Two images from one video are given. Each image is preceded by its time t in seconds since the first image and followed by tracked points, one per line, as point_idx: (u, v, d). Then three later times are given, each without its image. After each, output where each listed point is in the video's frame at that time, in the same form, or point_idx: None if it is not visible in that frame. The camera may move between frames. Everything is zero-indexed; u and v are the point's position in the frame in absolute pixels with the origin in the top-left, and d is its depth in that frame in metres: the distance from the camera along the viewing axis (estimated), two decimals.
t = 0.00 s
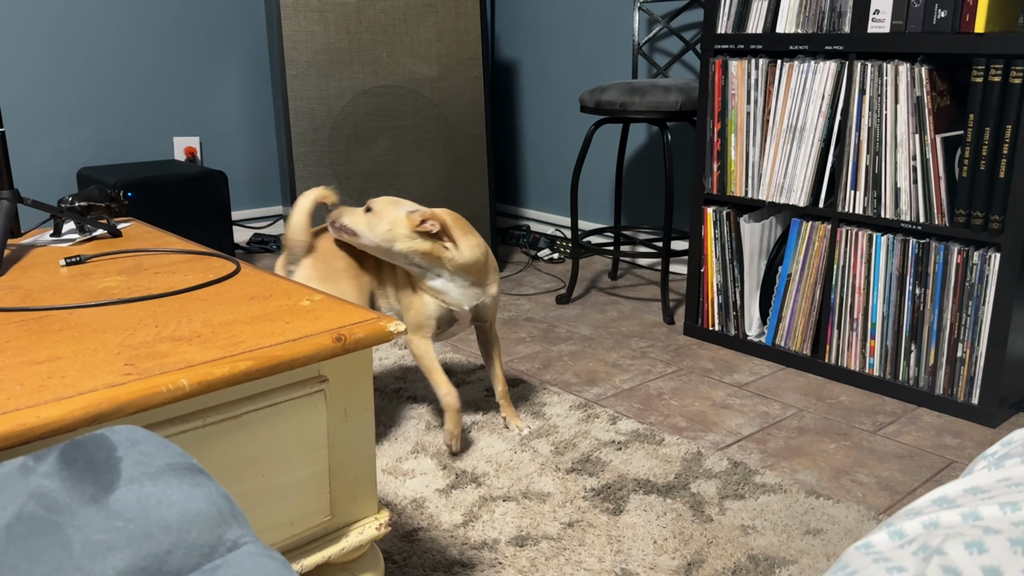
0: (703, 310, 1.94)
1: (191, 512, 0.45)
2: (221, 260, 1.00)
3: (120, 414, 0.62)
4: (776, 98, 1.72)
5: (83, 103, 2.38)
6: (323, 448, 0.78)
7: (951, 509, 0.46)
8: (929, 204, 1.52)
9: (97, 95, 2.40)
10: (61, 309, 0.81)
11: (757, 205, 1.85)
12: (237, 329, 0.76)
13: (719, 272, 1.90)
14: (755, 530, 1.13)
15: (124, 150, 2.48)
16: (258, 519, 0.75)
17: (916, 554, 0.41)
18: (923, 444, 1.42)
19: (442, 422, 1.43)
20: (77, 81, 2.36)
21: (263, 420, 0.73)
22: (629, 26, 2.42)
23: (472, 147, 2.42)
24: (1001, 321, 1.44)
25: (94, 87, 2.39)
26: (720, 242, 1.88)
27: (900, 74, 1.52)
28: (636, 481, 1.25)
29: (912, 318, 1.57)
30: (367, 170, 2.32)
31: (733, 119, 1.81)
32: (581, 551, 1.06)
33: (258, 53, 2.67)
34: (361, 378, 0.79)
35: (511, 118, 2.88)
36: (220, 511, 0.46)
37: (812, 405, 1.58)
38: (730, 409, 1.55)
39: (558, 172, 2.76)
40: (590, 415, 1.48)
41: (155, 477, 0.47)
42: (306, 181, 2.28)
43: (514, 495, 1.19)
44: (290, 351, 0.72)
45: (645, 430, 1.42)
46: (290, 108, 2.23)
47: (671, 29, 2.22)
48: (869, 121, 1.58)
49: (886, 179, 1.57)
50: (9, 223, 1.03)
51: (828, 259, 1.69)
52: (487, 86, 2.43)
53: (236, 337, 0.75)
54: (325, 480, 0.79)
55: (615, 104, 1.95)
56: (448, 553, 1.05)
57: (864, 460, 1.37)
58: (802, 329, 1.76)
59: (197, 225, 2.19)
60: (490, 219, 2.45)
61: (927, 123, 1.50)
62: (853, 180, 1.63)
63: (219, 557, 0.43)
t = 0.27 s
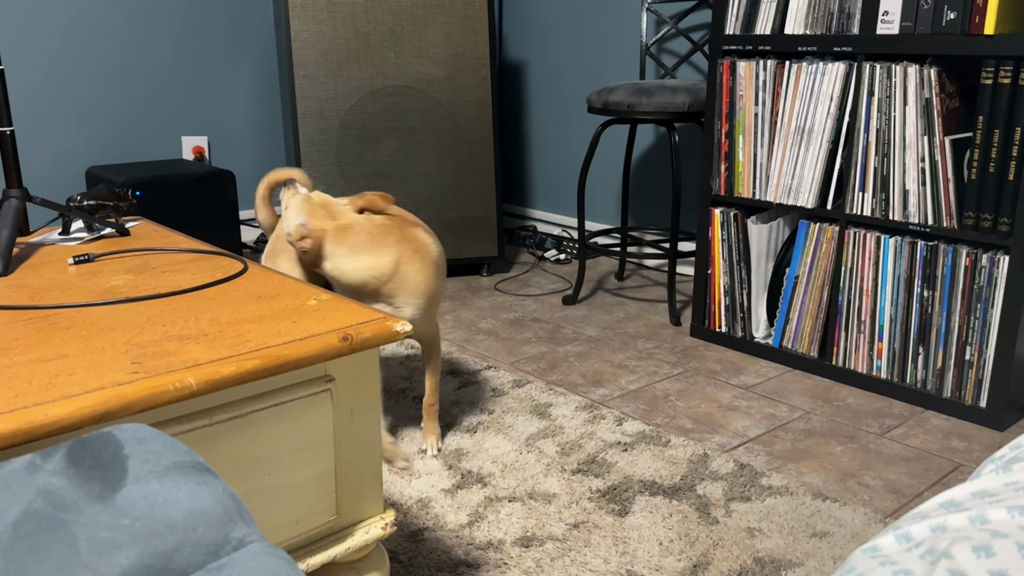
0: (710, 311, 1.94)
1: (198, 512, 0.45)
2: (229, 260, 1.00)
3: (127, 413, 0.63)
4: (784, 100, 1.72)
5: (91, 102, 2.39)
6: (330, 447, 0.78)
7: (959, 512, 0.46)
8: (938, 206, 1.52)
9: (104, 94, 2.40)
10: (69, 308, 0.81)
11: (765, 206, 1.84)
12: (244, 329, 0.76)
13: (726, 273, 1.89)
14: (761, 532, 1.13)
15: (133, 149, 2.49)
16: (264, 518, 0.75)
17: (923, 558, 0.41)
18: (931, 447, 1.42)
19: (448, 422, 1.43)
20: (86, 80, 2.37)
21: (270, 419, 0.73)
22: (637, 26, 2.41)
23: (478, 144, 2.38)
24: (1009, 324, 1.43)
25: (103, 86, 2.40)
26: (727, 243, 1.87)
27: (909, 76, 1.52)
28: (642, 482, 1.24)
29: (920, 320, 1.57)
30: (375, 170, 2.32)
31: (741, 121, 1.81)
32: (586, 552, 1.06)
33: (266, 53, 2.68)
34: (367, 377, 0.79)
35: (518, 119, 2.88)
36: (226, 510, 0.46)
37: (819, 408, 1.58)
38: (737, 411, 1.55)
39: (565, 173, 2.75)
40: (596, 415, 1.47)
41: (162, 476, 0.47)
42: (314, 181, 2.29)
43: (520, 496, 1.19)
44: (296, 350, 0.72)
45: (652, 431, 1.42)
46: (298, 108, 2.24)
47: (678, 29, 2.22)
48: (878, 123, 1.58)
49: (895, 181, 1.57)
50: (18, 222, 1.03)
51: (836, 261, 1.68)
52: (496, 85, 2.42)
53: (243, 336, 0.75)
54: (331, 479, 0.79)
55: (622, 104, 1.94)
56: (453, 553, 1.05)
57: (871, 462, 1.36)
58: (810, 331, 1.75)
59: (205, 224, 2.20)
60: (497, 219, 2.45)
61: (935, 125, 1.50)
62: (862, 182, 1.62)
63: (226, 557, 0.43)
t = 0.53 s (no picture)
0: (717, 310, 1.93)
1: (203, 508, 0.44)
2: (234, 256, 1.00)
3: (131, 409, 0.62)
4: (793, 97, 1.71)
5: (98, 99, 2.39)
6: (335, 445, 0.77)
7: (976, 514, 0.45)
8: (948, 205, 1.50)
9: (111, 90, 2.40)
10: (75, 303, 0.81)
11: (773, 205, 1.83)
12: (250, 325, 0.76)
13: (734, 273, 1.88)
14: (769, 533, 1.12)
15: (140, 146, 2.49)
16: (270, 517, 0.74)
17: (940, 560, 0.40)
18: (940, 447, 1.41)
19: (454, 420, 1.43)
20: (93, 77, 2.37)
21: (275, 417, 0.73)
22: (645, 24, 2.40)
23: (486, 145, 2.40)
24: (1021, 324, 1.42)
25: (111, 83, 2.40)
26: (735, 242, 1.86)
27: (920, 74, 1.50)
28: (649, 482, 1.24)
29: (930, 320, 1.56)
30: (381, 167, 2.32)
31: (750, 119, 1.80)
32: (593, 552, 1.06)
33: (273, 51, 2.68)
34: (374, 375, 0.79)
35: (525, 117, 2.88)
36: (231, 507, 0.45)
37: (828, 407, 1.57)
38: (745, 411, 1.54)
39: (572, 171, 2.75)
40: (603, 415, 1.47)
41: (167, 473, 0.47)
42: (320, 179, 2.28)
43: (526, 495, 1.18)
44: (302, 347, 0.72)
45: (658, 430, 1.41)
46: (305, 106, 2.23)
47: (687, 27, 2.21)
48: (888, 121, 1.56)
49: (905, 179, 1.56)
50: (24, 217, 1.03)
51: (845, 260, 1.67)
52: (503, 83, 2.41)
53: (248, 332, 0.74)
54: (337, 477, 0.78)
55: (630, 102, 1.93)
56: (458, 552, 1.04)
57: (880, 463, 1.35)
58: (818, 331, 1.74)
59: (211, 221, 2.20)
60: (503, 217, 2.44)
61: (946, 123, 1.49)
62: (871, 180, 1.61)
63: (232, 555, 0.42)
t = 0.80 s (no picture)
0: (722, 313, 1.92)
1: (196, 526, 0.44)
2: (235, 261, 0.99)
3: (128, 419, 0.62)
4: (799, 100, 1.70)
5: (102, 98, 2.39)
6: (334, 454, 0.77)
7: (982, 535, 0.44)
8: (955, 209, 1.49)
9: (115, 89, 2.40)
10: (74, 309, 0.80)
11: (778, 207, 1.82)
12: (249, 333, 0.75)
13: (738, 275, 1.87)
14: (772, 541, 1.11)
15: (143, 145, 2.49)
16: (268, 527, 0.73)
17: None
18: (946, 453, 1.39)
19: (455, 424, 1.42)
20: (97, 76, 2.36)
21: (274, 426, 0.72)
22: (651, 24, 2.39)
23: (490, 145, 2.39)
24: None
25: (115, 82, 2.40)
26: (740, 244, 1.85)
27: (927, 76, 1.49)
28: (652, 488, 1.23)
29: (936, 325, 1.54)
30: (385, 168, 2.31)
31: (755, 121, 1.79)
32: (595, 560, 1.05)
33: (277, 50, 2.67)
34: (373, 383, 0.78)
35: (529, 116, 2.87)
36: (224, 525, 0.45)
37: (832, 412, 1.56)
38: (749, 415, 1.53)
39: (576, 171, 2.74)
40: (605, 419, 1.46)
41: (160, 488, 0.46)
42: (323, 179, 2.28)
43: (528, 501, 1.17)
44: (301, 355, 0.71)
45: (662, 435, 1.40)
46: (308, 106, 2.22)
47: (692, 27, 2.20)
48: (894, 123, 1.55)
49: (911, 183, 1.54)
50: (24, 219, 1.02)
51: (850, 264, 1.66)
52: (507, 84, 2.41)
53: (247, 340, 0.74)
54: (336, 485, 0.78)
55: (635, 103, 1.92)
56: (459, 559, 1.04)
57: (885, 469, 1.34)
58: (823, 334, 1.73)
59: (215, 221, 2.19)
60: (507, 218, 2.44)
61: (953, 127, 1.47)
62: (877, 184, 1.60)
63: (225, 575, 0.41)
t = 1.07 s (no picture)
0: (734, 316, 1.90)
1: (189, 547, 0.44)
2: (241, 266, 0.99)
3: (129, 430, 0.61)
4: (812, 101, 1.67)
5: (114, 99, 2.39)
6: (339, 463, 0.76)
7: (996, 562, 0.43)
8: (971, 213, 1.47)
9: (126, 90, 2.40)
10: (78, 316, 0.80)
11: (791, 210, 1.80)
12: (253, 341, 0.75)
13: (750, 278, 1.85)
14: (783, 550, 1.10)
15: (155, 146, 2.49)
16: (270, 538, 0.73)
17: None
18: (960, 460, 1.37)
19: (464, 428, 1.41)
20: (108, 76, 2.37)
21: (277, 436, 0.71)
22: (662, 24, 2.37)
23: (501, 145, 2.38)
24: None
25: (126, 83, 2.40)
26: (752, 246, 1.83)
27: (942, 78, 1.47)
28: (662, 495, 1.21)
29: (951, 329, 1.52)
30: (395, 168, 2.30)
31: (768, 122, 1.77)
32: (602, 568, 1.04)
33: (287, 50, 2.67)
34: (378, 392, 0.77)
35: (540, 116, 2.85)
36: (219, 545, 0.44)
37: (845, 418, 1.54)
38: (760, 420, 1.51)
39: (587, 171, 2.72)
40: (615, 424, 1.44)
41: (154, 507, 0.46)
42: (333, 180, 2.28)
43: (536, 508, 1.16)
44: (304, 364, 0.70)
45: (672, 441, 1.39)
46: (318, 106, 2.22)
47: (704, 27, 2.18)
48: (909, 126, 1.53)
49: (926, 186, 1.52)
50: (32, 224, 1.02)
51: (864, 267, 1.64)
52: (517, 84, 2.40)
53: (251, 348, 0.73)
54: (340, 495, 0.77)
55: (646, 104, 1.91)
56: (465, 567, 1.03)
57: (898, 476, 1.32)
58: (836, 338, 1.71)
59: (225, 222, 2.19)
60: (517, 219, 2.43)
61: (969, 129, 1.45)
62: (892, 186, 1.57)
63: None
